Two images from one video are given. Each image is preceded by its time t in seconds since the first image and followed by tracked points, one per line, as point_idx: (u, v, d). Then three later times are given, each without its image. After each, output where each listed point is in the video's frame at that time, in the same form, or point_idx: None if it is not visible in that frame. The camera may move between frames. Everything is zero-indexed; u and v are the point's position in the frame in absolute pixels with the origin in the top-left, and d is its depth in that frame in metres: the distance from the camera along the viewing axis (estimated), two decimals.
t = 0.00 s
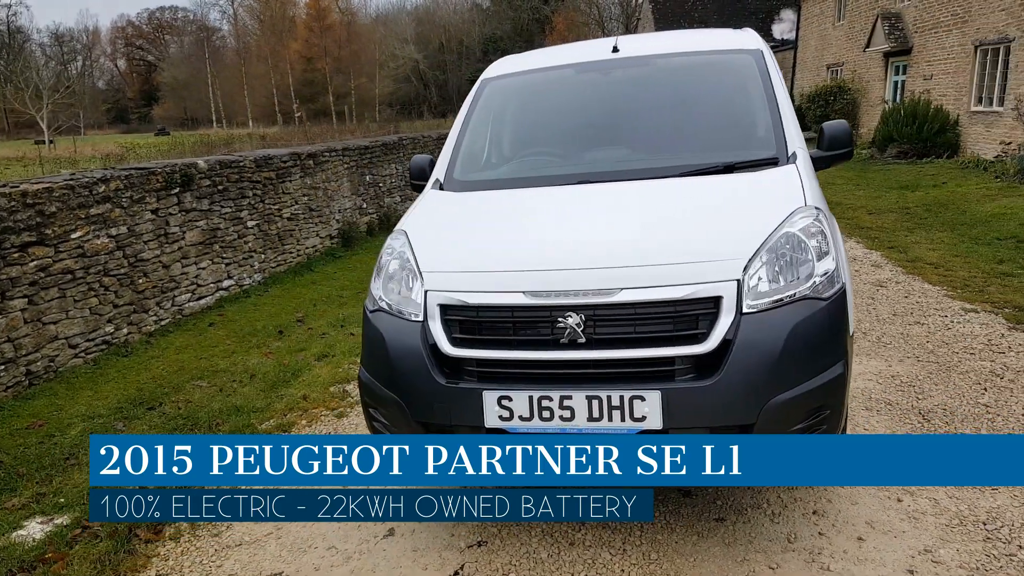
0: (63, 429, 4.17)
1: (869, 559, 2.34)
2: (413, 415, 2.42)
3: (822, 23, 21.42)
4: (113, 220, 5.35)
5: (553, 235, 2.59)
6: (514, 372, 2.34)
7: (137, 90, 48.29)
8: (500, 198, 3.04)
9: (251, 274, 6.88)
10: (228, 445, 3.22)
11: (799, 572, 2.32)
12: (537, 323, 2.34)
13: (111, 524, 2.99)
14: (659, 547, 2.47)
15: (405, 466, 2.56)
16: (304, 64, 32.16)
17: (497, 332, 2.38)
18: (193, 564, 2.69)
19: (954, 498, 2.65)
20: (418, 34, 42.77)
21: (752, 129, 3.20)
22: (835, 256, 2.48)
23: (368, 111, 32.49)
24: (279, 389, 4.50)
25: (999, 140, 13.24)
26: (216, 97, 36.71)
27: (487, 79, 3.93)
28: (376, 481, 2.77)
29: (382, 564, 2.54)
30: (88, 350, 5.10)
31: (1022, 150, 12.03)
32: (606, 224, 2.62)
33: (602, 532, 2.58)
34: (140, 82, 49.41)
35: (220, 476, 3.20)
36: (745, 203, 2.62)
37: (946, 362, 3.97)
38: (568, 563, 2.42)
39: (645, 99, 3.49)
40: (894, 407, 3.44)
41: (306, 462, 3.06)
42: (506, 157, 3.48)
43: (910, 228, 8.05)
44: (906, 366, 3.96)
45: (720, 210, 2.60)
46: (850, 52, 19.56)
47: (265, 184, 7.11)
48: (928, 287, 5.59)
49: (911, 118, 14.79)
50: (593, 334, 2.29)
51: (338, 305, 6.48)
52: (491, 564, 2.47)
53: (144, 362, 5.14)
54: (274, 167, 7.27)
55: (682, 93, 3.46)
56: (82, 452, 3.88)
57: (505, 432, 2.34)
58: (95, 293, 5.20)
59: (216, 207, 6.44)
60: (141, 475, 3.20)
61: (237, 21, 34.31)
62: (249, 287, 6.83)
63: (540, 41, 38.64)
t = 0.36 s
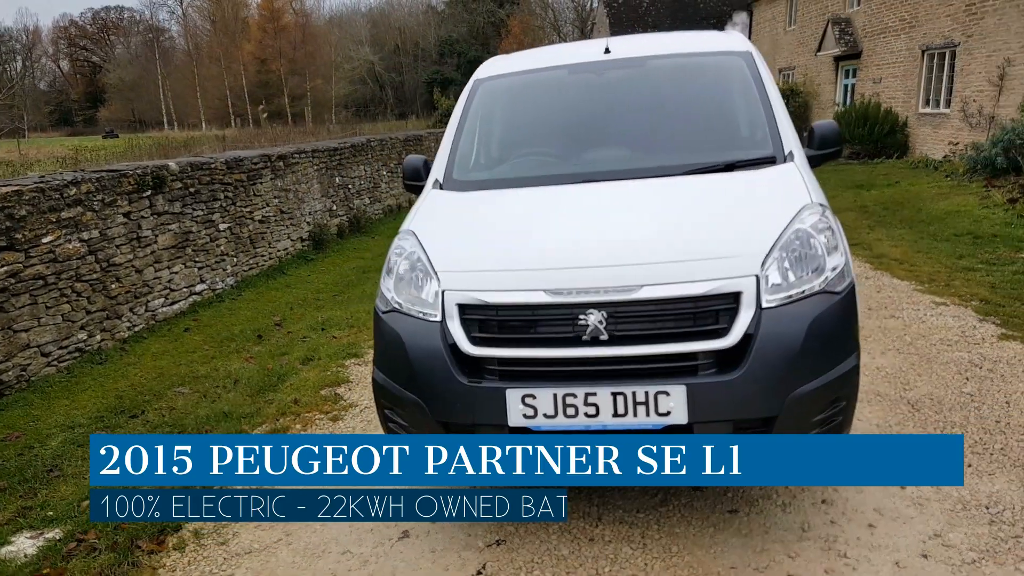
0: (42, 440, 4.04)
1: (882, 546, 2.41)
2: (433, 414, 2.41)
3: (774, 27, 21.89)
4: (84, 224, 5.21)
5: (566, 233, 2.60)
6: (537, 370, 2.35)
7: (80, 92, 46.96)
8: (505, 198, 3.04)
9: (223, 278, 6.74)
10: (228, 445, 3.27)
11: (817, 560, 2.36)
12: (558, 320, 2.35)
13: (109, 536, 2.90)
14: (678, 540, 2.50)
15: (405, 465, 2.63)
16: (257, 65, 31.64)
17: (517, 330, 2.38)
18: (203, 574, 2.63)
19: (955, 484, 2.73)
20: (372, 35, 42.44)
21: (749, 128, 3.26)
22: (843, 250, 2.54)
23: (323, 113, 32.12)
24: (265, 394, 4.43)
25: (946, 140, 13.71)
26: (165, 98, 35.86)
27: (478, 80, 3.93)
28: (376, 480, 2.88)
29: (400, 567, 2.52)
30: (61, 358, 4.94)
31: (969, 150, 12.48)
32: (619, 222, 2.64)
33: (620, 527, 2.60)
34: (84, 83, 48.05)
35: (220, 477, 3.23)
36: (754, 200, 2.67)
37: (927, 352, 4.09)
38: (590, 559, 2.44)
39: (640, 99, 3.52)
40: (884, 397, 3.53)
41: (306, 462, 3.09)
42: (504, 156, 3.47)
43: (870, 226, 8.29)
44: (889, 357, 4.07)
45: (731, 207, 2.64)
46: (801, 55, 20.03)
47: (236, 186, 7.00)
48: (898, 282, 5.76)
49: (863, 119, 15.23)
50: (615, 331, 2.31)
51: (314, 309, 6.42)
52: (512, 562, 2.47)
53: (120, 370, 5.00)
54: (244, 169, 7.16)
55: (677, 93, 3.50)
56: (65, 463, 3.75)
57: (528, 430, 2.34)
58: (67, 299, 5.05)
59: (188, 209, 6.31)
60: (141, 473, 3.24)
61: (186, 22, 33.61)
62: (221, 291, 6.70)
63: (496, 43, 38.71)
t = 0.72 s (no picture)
0: (16, 454, 3.89)
1: (887, 532, 2.48)
2: (449, 417, 2.41)
3: (724, 29, 22.31)
4: (48, 230, 5.04)
5: (575, 233, 2.62)
6: (553, 371, 2.36)
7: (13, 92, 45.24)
8: (504, 199, 3.05)
9: (189, 284, 6.59)
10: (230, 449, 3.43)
11: (827, 548, 2.43)
12: (573, 320, 2.37)
13: (102, 552, 2.79)
14: (691, 534, 2.54)
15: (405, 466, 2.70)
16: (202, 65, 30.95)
17: (533, 331, 2.39)
18: None
19: (946, 470, 2.83)
20: (320, 36, 41.89)
21: (739, 129, 3.33)
22: (844, 247, 2.61)
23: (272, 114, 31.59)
24: (247, 401, 4.35)
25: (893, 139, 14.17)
26: (105, 99, 34.80)
27: (466, 80, 3.93)
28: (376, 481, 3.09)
29: (415, 573, 2.51)
30: (27, 370, 4.77)
31: (917, 148, 12.92)
32: (625, 221, 2.67)
33: (632, 524, 2.63)
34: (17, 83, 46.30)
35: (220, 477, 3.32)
36: (754, 198, 2.73)
37: (902, 344, 4.22)
38: (606, 556, 2.46)
39: (630, 101, 3.57)
40: (868, 388, 3.64)
41: (305, 461, 3.30)
42: (498, 157, 3.49)
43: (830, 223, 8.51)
44: (867, 350, 4.19)
45: (734, 205, 2.69)
46: (751, 57, 20.46)
47: (199, 189, 6.87)
48: (865, 277, 5.93)
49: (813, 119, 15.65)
50: (631, 330, 2.34)
51: (286, 315, 6.33)
52: (529, 562, 2.48)
53: (90, 380, 4.85)
54: (207, 171, 7.02)
55: (667, 94, 3.56)
56: (43, 478, 3.60)
57: (546, 431, 2.35)
58: (32, 308, 4.87)
59: (152, 214, 6.16)
60: (140, 472, 3.37)
61: (127, 21, 32.69)
62: (187, 298, 6.54)
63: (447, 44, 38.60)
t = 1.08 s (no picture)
0: None
1: (887, 521, 2.53)
2: (454, 418, 2.37)
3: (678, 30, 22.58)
4: (8, 235, 4.84)
5: (574, 230, 2.61)
6: (561, 369, 2.34)
7: None
8: (497, 197, 3.02)
9: (151, 289, 6.40)
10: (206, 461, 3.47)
11: (831, 539, 2.46)
12: (579, 319, 2.35)
13: (88, 567, 2.67)
14: (696, 529, 2.55)
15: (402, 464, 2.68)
16: (148, 64, 30.13)
17: (538, 330, 2.37)
18: None
19: (936, 459, 2.90)
20: (270, 35, 41.18)
21: (724, 128, 3.37)
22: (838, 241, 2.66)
23: (222, 115, 30.93)
24: (224, 408, 4.24)
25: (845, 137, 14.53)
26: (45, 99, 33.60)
27: (448, 78, 3.88)
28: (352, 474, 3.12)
29: None
30: None
31: (869, 147, 13.28)
32: (623, 218, 2.67)
33: (636, 520, 2.63)
34: None
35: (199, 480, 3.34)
36: (750, 194, 2.76)
37: (878, 337, 4.31)
38: (614, 554, 2.46)
39: (616, 99, 3.58)
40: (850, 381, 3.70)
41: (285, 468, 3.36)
42: (484, 155, 3.45)
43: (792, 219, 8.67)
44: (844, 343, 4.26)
45: (730, 201, 2.72)
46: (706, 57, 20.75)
47: (160, 190, 6.69)
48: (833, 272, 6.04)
49: (767, 118, 15.95)
50: (637, 327, 2.34)
51: (254, 319, 6.19)
52: (537, 562, 2.46)
53: (55, 390, 4.67)
54: (167, 173, 6.84)
55: (652, 93, 3.58)
56: (13, 492, 3.43)
57: (555, 430, 2.33)
58: None
59: (113, 217, 5.97)
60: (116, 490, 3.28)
61: (67, 19, 31.62)
62: (150, 303, 6.36)
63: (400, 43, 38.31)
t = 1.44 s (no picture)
0: None
1: (901, 513, 2.53)
2: (467, 416, 2.28)
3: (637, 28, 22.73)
4: None
5: (583, 221, 2.54)
6: (577, 365, 2.27)
7: None
8: (497, 189, 2.94)
9: (115, 289, 6.16)
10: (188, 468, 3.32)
11: (848, 532, 2.44)
12: (594, 312, 2.28)
13: None
14: (710, 526, 2.50)
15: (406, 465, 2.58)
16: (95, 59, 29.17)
17: (552, 324, 2.29)
18: None
19: (939, 449, 2.92)
20: (221, 30, 40.30)
21: (720, 120, 3.35)
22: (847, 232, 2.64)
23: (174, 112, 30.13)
24: (202, 412, 4.08)
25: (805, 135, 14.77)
26: None
27: (435, 69, 3.77)
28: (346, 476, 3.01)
29: None
30: None
31: (829, 144, 13.51)
32: (631, 209, 2.61)
33: (648, 519, 2.57)
34: None
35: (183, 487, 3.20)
36: (758, 184, 2.73)
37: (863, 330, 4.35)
38: (631, 553, 2.40)
39: (610, 89, 3.52)
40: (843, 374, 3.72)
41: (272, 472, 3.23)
42: (477, 146, 3.36)
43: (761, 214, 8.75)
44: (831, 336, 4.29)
45: (740, 191, 2.68)
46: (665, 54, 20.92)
47: (123, 187, 6.45)
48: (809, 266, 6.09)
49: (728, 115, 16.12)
50: (655, 320, 2.27)
51: (224, 319, 6.00)
52: (552, 564, 2.39)
53: (19, 395, 4.44)
54: (130, 169, 6.60)
55: (646, 84, 3.53)
56: None
57: (572, 427, 2.26)
58: None
59: (75, 214, 5.73)
60: (95, 499, 3.12)
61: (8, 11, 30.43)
62: (114, 304, 6.11)
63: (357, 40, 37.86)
